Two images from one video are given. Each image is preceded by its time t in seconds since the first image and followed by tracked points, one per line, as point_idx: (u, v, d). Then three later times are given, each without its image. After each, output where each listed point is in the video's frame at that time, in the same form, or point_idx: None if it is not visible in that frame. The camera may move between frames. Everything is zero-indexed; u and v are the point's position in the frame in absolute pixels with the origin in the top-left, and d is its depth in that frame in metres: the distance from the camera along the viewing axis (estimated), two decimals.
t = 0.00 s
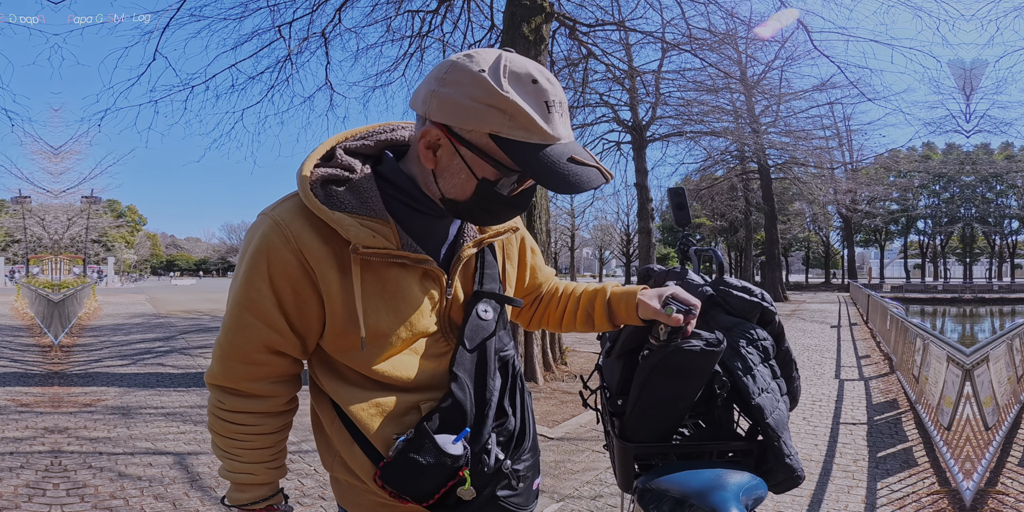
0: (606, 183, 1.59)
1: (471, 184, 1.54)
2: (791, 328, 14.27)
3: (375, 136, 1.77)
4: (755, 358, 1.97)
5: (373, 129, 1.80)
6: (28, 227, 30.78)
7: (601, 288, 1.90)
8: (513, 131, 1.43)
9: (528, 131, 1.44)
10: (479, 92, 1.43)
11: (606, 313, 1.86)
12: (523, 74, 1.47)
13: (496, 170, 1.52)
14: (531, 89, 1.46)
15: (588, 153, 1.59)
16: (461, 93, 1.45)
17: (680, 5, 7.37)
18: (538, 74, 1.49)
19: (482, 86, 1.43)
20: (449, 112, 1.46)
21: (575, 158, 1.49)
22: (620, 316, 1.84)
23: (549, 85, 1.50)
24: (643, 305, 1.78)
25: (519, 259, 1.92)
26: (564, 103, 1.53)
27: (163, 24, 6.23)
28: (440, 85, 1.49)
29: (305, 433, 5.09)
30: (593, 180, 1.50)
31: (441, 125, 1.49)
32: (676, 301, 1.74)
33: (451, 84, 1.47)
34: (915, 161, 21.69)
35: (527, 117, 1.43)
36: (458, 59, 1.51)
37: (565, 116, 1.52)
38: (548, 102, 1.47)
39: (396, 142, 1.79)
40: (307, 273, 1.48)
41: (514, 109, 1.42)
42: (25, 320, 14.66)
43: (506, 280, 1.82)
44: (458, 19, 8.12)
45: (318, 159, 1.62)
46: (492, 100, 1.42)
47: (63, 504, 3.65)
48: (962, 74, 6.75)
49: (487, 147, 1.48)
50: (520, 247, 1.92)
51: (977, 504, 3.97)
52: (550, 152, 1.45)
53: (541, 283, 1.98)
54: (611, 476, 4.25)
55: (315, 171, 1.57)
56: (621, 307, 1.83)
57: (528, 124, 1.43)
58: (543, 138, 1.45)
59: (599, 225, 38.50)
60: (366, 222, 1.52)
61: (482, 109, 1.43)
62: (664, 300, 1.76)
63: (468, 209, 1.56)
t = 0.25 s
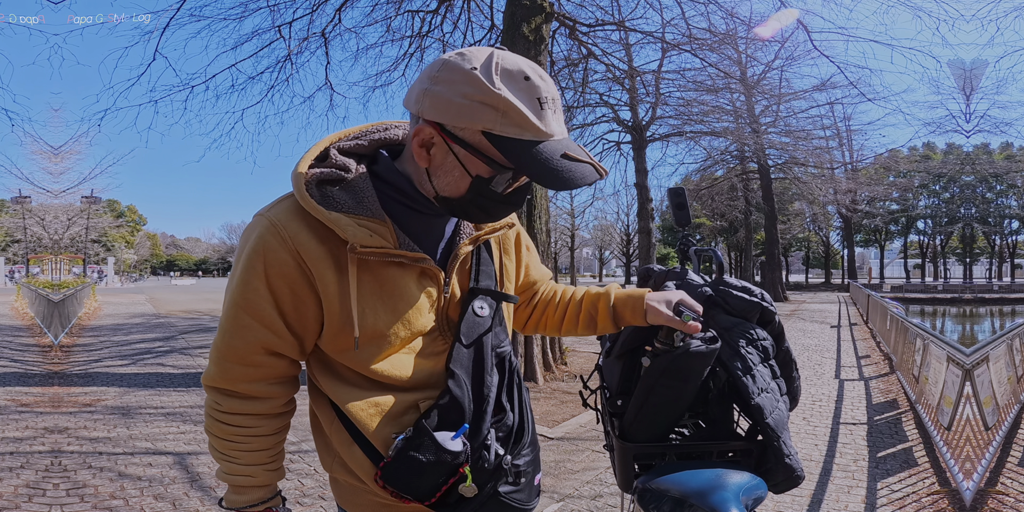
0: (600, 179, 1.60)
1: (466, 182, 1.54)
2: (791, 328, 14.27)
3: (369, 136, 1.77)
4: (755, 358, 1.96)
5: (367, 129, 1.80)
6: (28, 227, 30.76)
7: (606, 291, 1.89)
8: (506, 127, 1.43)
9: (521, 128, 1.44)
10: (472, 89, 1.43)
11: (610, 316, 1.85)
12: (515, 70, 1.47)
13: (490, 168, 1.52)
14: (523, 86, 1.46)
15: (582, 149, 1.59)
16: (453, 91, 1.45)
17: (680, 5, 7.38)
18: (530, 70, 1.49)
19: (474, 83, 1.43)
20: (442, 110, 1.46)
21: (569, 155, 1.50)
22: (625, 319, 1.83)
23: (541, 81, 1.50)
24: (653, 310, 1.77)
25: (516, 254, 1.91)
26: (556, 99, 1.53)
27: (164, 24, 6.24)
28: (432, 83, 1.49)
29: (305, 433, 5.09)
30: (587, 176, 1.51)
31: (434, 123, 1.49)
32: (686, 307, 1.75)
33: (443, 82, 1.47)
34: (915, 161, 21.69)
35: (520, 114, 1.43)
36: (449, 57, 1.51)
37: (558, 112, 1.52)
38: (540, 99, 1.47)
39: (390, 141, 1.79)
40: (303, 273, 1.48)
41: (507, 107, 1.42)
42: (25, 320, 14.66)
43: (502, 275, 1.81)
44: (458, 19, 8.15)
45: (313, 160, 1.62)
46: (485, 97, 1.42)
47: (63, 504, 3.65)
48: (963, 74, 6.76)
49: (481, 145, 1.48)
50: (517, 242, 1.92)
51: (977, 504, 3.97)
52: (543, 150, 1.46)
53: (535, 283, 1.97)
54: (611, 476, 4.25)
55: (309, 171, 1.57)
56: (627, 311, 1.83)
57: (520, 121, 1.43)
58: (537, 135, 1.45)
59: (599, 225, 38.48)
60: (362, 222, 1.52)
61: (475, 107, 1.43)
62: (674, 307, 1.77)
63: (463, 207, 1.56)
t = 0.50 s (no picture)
0: (595, 173, 1.58)
1: (458, 180, 1.54)
2: (791, 328, 14.27)
3: (364, 136, 1.77)
4: (755, 358, 1.96)
5: (362, 129, 1.80)
6: (28, 227, 30.74)
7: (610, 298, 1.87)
8: (495, 124, 1.43)
9: (511, 124, 1.44)
10: (460, 86, 1.44)
11: (614, 322, 1.82)
12: (504, 65, 1.47)
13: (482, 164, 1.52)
14: (512, 81, 1.46)
15: (575, 143, 1.58)
16: (441, 88, 1.46)
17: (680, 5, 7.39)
18: (518, 65, 1.49)
19: (463, 80, 1.44)
20: (430, 108, 1.46)
21: (562, 149, 1.49)
22: (629, 326, 1.80)
23: (530, 76, 1.50)
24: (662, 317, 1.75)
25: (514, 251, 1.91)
26: (547, 93, 1.53)
27: (165, 24, 6.24)
28: (421, 82, 1.50)
29: (305, 433, 5.09)
30: (580, 170, 1.49)
31: (424, 122, 1.49)
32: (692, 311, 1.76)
33: (431, 80, 1.48)
34: (915, 161, 21.70)
35: (510, 109, 1.43)
36: (437, 56, 1.51)
37: (549, 106, 1.52)
38: (530, 92, 1.47)
39: (385, 141, 1.80)
40: (300, 275, 1.48)
41: (495, 102, 1.42)
42: (25, 320, 14.66)
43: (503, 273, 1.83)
44: (458, 19, 8.19)
45: (307, 161, 1.63)
46: (473, 94, 1.42)
47: (63, 504, 3.65)
48: (962, 75, 6.77)
49: (471, 142, 1.48)
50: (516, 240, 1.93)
51: (977, 504, 3.97)
52: (535, 144, 1.45)
53: (529, 287, 1.98)
54: (611, 476, 4.25)
55: (304, 173, 1.58)
56: (629, 317, 1.80)
57: (510, 116, 1.43)
58: (527, 131, 1.45)
59: (599, 225, 38.48)
60: (357, 224, 1.52)
61: (464, 104, 1.43)
62: (683, 311, 1.77)
63: (456, 206, 1.56)
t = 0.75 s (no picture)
0: (586, 165, 1.57)
1: (449, 179, 1.54)
2: (791, 328, 14.27)
3: (354, 137, 1.77)
4: (755, 358, 1.96)
5: (352, 130, 1.80)
6: (28, 227, 30.73)
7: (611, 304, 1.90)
8: (482, 119, 1.43)
9: (498, 119, 1.43)
10: (445, 84, 1.43)
11: (614, 329, 1.86)
12: (488, 61, 1.46)
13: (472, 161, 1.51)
14: (497, 76, 1.45)
15: (566, 135, 1.57)
16: (427, 87, 1.46)
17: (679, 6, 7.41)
18: (503, 59, 1.48)
19: (447, 77, 1.43)
20: (417, 107, 1.47)
21: (551, 142, 1.48)
22: (628, 334, 1.84)
23: (516, 69, 1.49)
24: (659, 331, 1.78)
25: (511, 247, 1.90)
26: (535, 86, 1.52)
27: (166, 24, 6.25)
28: (407, 81, 1.50)
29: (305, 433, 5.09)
30: (571, 162, 1.49)
31: (412, 121, 1.50)
32: (691, 326, 1.79)
33: (416, 80, 1.48)
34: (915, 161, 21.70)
35: (496, 104, 1.42)
36: (422, 55, 1.51)
37: (537, 99, 1.51)
38: (517, 86, 1.46)
39: (377, 141, 1.80)
40: (294, 279, 1.48)
41: (482, 99, 1.42)
42: (25, 320, 14.66)
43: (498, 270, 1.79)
44: (458, 19, 8.26)
45: (297, 164, 1.63)
46: (459, 91, 1.42)
47: (63, 504, 3.65)
48: (962, 74, 6.78)
49: (459, 139, 1.48)
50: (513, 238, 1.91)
51: (977, 504, 3.97)
52: (523, 139, 1.45)
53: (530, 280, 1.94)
54: (612, 476, 4.25)
55: (294, 177, 1.58)
56: (628, 324, 1.84)
57: (497, 111, 1.42)
58: (515, 125, 1.44)
59: (599, 225, 38.48)
60: (350, 226, 1.52)
61: (450, 102, 1.43)
62: (681, 325, 1.80)
63: (449, 204, 1.56)
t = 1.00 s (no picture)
0: (569, 167, 1.58)
1: (434, 181, 1.54)
2: (791, 328, 14.27)
3: (339, 141, 1.76)
4: (754, 358, 1.96)
5: (337, 134, 1.79)
6: (28, 227, 30.73)
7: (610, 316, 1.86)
8: (464, 123, 1.43)
9: (479, 122, 1.43)
10: (426, 87, 1.44)
11: (613, 342, 1.84)
12: (469, 65, 1.46)
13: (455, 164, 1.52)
14: (478, 79, 1.45)
15: (548, 137, 1.57)
16: (408, 91, 1.46)
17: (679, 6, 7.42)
18: (484, 63, 1.48)
19: (428, 82, 1.44)
20: (399, 111, 1.47)
21: (534, 145, 1.48)
22: (627, 349, 1.82)
23: (498, 73, 1.49)
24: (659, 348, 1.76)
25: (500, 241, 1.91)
26: (517, 89, 1.52)
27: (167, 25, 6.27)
28: (389, 86, 1.50)
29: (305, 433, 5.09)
30: (553, 164, 1.49)
31: (395, 125, 1.50)
32: (690, 343, 1.76)
33: (398, 84, 1.48)
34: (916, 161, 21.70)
35: (477, 108, 1.42)
36: (405, 59, 1.51)
37: (520, 102, 1.51)
38: (498, 90, 1.46)
39: (363, 144, 1.79)
40: (286, 283, 1.49)
41: (463, 102, 1.42)
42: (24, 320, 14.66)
43: (490, 264, 1.82)
44: (458, 19, 8.30)
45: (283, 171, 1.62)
46: (440, 95, 1.42)
47: (63, 504, 3.65)
48: (962, 74, 6.80)
49: (442, 142, 1.48)
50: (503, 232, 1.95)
51: (977, 504, 3.97)
52: (505, 141, 1.45)
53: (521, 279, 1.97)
54: (611, 476, 4.25)
55: (280, 183, 1.57)
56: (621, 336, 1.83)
57: (478, 115, 1.43)
58: (497, 128, 1.45)
59: (599, 225, 38.49)
60: (340, 229, 1.52)
61: (431, 106, 1.43)
62: (679, 340, 1.78)
63: (435, 207, 1.56)
